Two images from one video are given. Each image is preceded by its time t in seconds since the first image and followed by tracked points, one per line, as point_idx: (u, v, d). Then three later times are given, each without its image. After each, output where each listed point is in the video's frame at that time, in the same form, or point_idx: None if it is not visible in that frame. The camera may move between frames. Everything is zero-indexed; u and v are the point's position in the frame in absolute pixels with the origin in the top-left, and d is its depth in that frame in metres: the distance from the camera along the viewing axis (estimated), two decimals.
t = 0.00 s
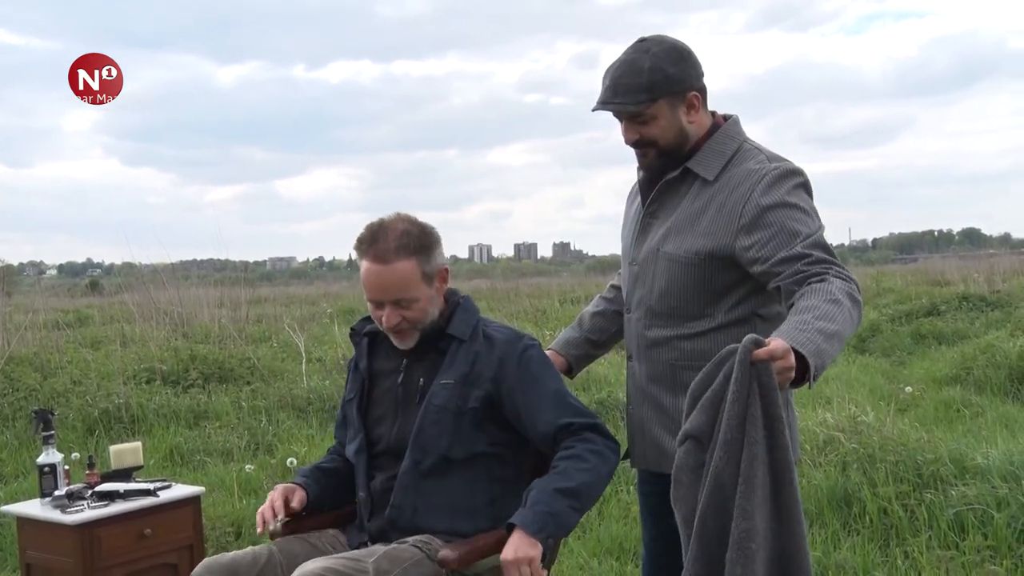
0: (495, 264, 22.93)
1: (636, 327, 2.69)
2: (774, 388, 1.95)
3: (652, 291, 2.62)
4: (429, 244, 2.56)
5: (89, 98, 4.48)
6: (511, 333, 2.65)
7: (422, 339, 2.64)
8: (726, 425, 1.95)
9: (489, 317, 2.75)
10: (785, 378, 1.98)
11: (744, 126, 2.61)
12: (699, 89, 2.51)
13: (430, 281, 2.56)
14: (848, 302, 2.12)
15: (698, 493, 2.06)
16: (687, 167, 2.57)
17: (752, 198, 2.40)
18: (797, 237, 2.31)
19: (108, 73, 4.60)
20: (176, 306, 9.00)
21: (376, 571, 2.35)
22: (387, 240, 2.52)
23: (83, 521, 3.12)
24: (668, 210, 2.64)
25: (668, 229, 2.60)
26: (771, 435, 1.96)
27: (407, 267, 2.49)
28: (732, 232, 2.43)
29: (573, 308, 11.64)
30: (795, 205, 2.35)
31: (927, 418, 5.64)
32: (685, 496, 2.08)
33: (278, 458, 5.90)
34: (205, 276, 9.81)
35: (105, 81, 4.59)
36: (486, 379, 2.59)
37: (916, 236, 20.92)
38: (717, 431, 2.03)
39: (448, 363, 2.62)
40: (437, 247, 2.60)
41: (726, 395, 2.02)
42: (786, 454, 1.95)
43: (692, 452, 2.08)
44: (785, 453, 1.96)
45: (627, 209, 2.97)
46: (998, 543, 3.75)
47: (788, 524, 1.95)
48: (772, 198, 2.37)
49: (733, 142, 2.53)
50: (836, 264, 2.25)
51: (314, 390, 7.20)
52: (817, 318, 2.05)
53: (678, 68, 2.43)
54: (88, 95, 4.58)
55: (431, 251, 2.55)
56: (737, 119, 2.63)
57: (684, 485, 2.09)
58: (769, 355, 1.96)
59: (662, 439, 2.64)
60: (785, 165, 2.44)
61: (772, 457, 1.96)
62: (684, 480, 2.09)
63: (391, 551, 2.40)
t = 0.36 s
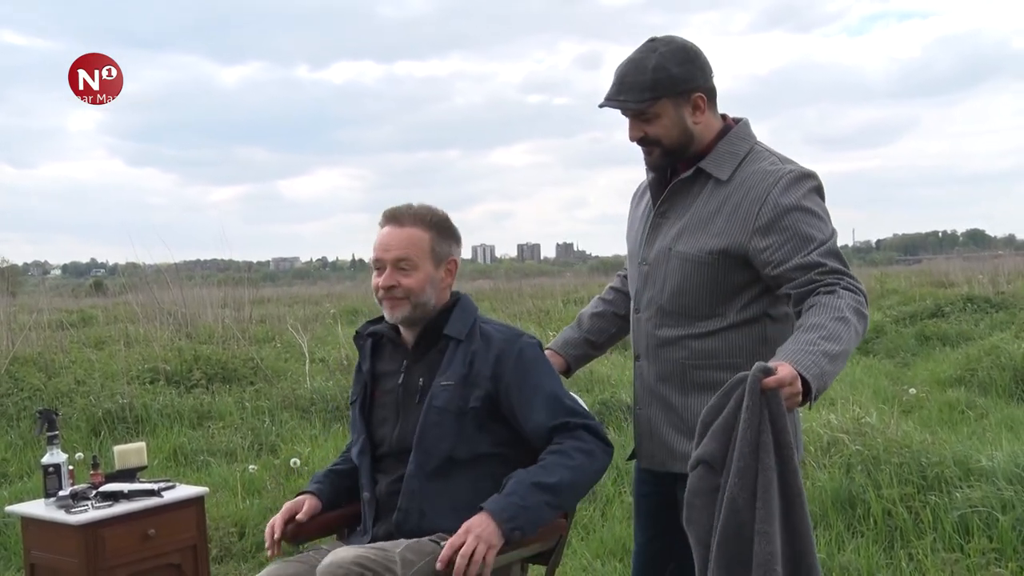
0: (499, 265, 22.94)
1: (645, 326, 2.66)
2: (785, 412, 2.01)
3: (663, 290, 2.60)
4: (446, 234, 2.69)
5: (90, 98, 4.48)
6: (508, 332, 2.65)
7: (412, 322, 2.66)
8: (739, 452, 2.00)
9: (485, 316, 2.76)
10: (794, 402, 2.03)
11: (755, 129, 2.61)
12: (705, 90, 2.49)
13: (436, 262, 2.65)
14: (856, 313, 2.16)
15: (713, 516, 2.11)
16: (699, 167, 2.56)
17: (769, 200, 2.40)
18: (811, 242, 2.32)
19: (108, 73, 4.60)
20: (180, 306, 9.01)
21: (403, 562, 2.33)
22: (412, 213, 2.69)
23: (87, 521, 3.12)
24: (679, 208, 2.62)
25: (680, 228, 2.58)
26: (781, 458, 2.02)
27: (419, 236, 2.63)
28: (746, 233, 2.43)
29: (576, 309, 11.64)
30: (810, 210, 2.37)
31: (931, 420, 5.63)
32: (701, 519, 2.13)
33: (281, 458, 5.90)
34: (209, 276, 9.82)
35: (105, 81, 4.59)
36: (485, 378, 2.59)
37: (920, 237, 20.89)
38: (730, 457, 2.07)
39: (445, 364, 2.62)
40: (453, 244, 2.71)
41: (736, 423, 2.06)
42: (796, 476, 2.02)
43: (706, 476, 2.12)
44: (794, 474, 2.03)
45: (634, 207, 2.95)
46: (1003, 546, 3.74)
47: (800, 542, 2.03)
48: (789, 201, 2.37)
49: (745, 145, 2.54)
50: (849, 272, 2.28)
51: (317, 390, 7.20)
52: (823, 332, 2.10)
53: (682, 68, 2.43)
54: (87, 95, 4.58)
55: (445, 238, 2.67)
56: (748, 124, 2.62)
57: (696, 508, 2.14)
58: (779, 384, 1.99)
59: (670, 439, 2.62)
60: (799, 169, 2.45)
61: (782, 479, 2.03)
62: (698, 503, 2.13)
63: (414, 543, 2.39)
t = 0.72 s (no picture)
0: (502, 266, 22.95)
1: (636, 323, 2.65)
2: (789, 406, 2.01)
3: (657, 288, 2.59)
4: (421, 233, 2.68)
5: (89, 98, 4.49)
6: (485, 329, 2.60)
7: (391, 323, 2.62)
8: (747, 443, 1.99)
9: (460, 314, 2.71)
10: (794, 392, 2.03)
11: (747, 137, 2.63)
12: (702, 96, 2.50)
13: (410, 262, 2.64)
14: (843, 314, 2.20)
15: (723, 508, 2.08)
16: (695, 170, 2.57)
17: (764, 202, 2.42)
18: (804, 245, 2.35)
19: (108, 73, 4.60)
20: (184, 307, 9.02)
21: None
22: (384, 211, 2.67)
23: (91, 522, 3.13)
24: (674, 211, 2.62)
25: (675, 230, 2.59)
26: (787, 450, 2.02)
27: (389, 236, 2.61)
28: (741, 232, 2.44)
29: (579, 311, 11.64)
30: (804, 213, 2.40)
31: (935, 423, 5.61)
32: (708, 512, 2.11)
33: (284, 459, 5.91)
34: (213, 278, 9.84)
35: (105, 81, 4.60)
36: (466, 380, 2.54)
37: (924, 239, 20.86)
38: (738, 449, 2.06)
39: (426, 369, 2.57)
40: (429, 241, 2.70)
41: (744, 416, 2.06)
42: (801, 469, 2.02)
43: (712, 468, 2.11)
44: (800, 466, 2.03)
45: (623, 211, 2.96)
46: (1007, 549, 3.72)
47: (804, 529, 2.02)
48: (784, 203, 2.40)
49: (740, 152, 2.56)
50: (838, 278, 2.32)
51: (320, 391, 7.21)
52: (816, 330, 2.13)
53: (682, 73, 2.44)
54: (88, 95, 4.59)
55: (419, 237, 2.66)
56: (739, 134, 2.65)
57: (703, 500, 2.12)
58: (781, 378, 2.00)
59: (660, 435, 2.58)
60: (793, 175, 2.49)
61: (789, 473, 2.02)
62: (705, 495, 2.11)
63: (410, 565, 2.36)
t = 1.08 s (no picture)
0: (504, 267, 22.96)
1: (626, 322, 2.64)
2: (779, 385, 2.10)
3: (647, 287, 2.59)
4: (352, 254, 2.40)
5: (90, 98, 4.50)
6: (426, 343, 2.32)
7: (336, 355, 2.41)
8: (742, 420, 2.08)
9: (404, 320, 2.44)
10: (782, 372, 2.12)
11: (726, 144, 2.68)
12: (681, 104, 2.56)
13: (341, 290, 2.37)
14: (823, 306, 2.27)
15: (717, 480, 2.16)
16: (677, 176, 2.60)
17: (747, 202, 2.47)
18: (785, 243, 2.41)
19: (108, 73, 4.61)
20: (185, 308, 9.03)
21: None
22: (307, 237, 2.37)
23: (92, 523, 3.13)
24: (657, 214, 2.64)
25: (662, 232, 2.60)
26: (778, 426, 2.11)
27: (313, 269, 2.32)
28: (726, 231, 2.47)
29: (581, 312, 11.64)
30: (784, 213, 2.46)
31: (936, 424, 5.61)
32: (703, 486, 2.19)
33: (286, 460, 5.91)
34: (214, 279, 9.85)
35: (105, 81, 4.60)
36: (419, 405, 2.30)
37: (927, 240, 20.84)
38: (732, 425, 2.14)
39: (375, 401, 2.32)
40: (363, 260, 2.43)
41: (737, 394, 2.13)
42: (790, 444, 2.12)
43: (707, 444, 2.18)
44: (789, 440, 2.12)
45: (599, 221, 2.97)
46: (1009, 550, 3.72)
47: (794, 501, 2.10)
48: (765, 203, 2.45)
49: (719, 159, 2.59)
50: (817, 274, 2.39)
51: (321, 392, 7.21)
52: (801, 319, 2.21)
53: (663, 81, 2.50)
54: (88, 95, 4.59)
55: (348, 261, 2.38)
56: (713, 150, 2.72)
57: (698, 474, 2.19)
58: (773, 360, 2.09)
59: (652, 428, 2.57)
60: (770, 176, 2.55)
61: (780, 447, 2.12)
62: (699, 469, 2.19)
63: None
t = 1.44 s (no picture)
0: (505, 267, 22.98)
1: (624, 317, 2.63)
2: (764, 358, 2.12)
3: (642, 281, 2.60)
4: (244, 274, 2.11)
5: (90, 98, 4.49)
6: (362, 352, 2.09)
7: (257, 383, 2.16)
8: (725, 390, 2.09)
9: (320, 325, 2.21)
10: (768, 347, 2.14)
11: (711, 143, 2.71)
12: (668, 105, 2.59)
13: (242, 318, 2.08)
14: (812, 290, 2.31)
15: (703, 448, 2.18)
16: (665, 173, 2.61)
17: (735, 193, 2.49)
18: (774, 231, 2.44)
19: (108, 73, 4.60)
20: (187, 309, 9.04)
21: None
22: (187, 274, 2.08)
23: (93, 523, 3.13)
24: (648, 210, 2.64)
25: (655, 226, 2.60)
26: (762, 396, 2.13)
27: (201, 308, 2.04)
28: (717, 220, 2.49)
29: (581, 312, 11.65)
30: (771, 203, 2.49)
31: (937, 424, 5.61)
32: (689, 454, 2.21)
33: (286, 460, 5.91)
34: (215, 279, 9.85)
35: (105, 81, 4.60)
36: (365, 417, 2.10)
37: (928, 240, 20.84)
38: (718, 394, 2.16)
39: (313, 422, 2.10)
40: (258, 277, 2.14)
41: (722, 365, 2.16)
42: (774, 412, 2.13)
43: (694, 413, 2.21)
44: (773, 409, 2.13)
45: (588, 225, 2.96)
46: (1010, 550, 3.71)
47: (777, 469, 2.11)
48: (753, 193, 2.48)
49: (704, 154, 2.62)
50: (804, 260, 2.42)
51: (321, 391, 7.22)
52: (789, 299, 2.25)
53: (653, 81, 2.52)
54: (88, 95, 4.59)
55: (241, 284, 2.09)
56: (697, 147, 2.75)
57: (685, 443, 2.22)
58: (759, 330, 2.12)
59: (654, 421, 2.57)
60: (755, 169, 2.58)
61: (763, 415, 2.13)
62: (686, 438, 2.21)
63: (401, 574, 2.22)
